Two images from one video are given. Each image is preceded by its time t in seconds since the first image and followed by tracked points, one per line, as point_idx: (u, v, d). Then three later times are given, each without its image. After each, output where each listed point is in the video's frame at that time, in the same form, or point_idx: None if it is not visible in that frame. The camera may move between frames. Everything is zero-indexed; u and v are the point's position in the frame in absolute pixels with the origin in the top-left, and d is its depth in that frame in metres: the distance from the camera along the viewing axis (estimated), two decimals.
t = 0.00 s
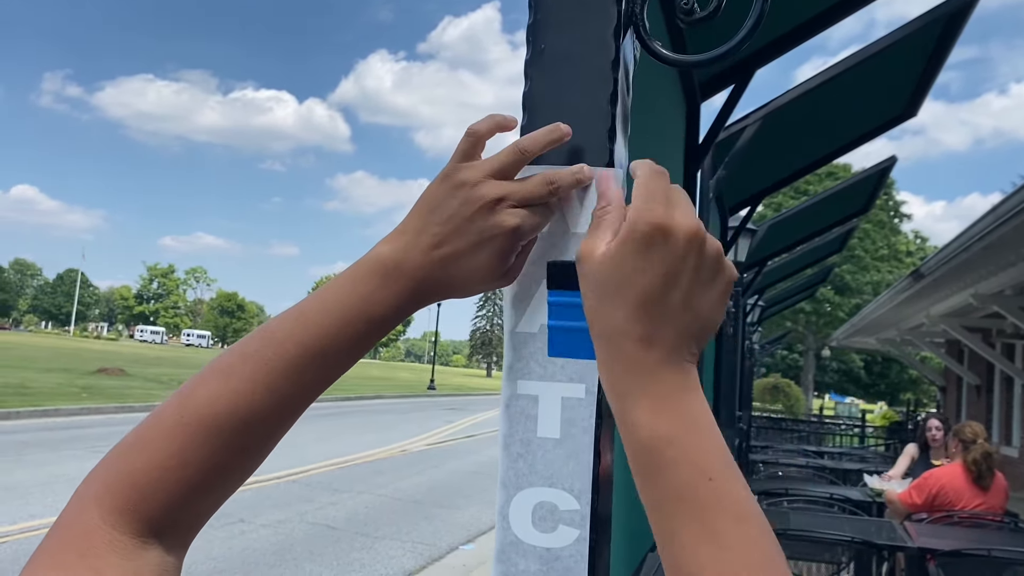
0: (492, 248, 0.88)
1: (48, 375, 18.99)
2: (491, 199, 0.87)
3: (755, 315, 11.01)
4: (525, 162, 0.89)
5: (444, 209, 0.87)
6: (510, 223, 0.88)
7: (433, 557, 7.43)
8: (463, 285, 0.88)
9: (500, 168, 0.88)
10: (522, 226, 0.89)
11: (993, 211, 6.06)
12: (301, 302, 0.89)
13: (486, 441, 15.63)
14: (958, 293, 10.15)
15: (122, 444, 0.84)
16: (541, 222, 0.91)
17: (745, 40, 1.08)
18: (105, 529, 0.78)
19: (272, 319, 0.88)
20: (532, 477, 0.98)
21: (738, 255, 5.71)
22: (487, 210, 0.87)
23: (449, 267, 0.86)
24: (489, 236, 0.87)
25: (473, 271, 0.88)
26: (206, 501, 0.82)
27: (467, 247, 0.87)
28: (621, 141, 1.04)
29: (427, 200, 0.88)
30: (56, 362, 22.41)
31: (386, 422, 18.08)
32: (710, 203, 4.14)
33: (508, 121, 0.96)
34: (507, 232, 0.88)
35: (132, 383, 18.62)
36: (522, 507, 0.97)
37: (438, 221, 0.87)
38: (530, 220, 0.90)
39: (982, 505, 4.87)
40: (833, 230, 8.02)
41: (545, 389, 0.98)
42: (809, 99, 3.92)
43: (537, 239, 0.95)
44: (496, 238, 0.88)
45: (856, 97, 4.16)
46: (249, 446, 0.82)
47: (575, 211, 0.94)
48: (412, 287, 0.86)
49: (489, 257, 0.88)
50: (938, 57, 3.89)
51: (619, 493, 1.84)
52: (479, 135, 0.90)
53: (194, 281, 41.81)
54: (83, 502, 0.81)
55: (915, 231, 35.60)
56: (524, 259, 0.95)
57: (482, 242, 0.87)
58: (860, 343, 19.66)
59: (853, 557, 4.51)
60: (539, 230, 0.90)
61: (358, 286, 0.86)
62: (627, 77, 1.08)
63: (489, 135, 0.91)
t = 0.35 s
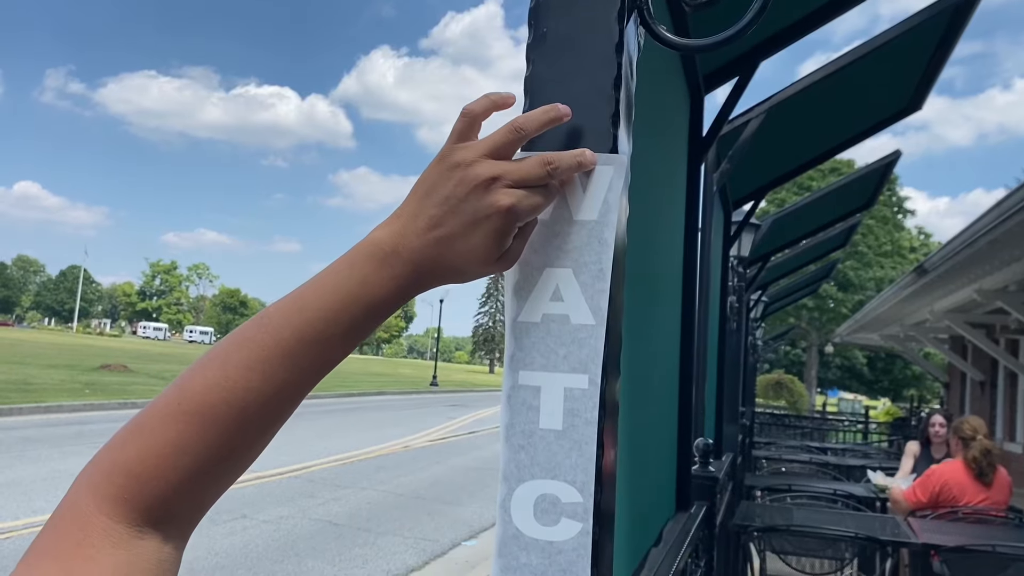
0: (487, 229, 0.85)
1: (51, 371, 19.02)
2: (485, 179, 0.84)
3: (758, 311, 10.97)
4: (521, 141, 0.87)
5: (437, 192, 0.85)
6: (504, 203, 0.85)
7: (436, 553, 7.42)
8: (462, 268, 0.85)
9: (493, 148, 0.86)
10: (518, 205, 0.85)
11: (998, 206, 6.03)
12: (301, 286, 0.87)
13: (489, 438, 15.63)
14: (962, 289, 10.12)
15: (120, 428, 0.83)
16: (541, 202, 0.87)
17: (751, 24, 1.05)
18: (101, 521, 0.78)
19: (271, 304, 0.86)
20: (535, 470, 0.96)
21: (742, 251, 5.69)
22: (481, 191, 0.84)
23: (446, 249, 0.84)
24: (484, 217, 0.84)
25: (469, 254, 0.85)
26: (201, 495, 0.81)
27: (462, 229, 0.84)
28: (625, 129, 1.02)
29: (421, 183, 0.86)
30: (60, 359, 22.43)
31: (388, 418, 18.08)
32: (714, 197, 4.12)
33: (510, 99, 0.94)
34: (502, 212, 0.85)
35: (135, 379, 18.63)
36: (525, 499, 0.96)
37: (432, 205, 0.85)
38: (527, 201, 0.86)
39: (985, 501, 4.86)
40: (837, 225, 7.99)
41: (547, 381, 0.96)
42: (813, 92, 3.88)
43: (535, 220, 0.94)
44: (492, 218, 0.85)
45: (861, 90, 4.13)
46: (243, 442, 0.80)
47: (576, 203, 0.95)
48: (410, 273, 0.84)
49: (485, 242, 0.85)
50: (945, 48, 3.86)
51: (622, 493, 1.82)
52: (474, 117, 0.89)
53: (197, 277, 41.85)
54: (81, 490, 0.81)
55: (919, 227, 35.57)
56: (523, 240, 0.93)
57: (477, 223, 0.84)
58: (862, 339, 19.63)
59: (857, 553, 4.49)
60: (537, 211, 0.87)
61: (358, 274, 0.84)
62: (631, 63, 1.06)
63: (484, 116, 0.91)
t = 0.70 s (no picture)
0: (466, 191, 0.84)
1: (51, 368, 19.01)
2: (465, 138, 0.83)
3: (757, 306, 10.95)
4: (508, 107, 0.86)
5: (417, 151, 0.84)
6: (483, 163, 0.83)
7: (436, 548, 7.42)
8: (438, 231, 0.84)
9: (477, 112, 0.85)
10: (498, 167, 0.84)
11: (998, 200, 6.01)
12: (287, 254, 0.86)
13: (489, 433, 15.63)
14: (962, 284, 10.11)
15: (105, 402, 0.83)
16: (524, 171, 0.86)
17: (750, 7, 1.04)
18: (84, 494, 0.78)
19: (258, 271, 0.85)
20: (530, 459, 0.95)
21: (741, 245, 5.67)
22: (461, 150, 0.83)
23: (425, 210, 0.83)
24: (462, 177, 0.83)
25: (446, 215, 0.83)
26: (184, 469, 0.80)
27: (440, 189, 0.83)
28: (622, 115, 1.00)
29: (405, 142, 0.85)
30: (59, 355, 22.43)
31: (387, 414, 18.06)
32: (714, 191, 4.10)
33: (502, 70, 0.95)
34: (480, 172, 0.83)
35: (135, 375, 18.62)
36: (519, 490, 0.94)
37: (413, 164, 0.84)
38: (509, 166, 0.84)
39: (983, 495, 4.85)
40: (836, 220, 7.98)
41: (542, 369, 0.95)
42: (813, 85, 3.87)
43: (519, 189, 0.92)
44: (470, 179, 0.83)
45: (861, 83, 4.12)
46: (228, 414, 0.80)
47: (569, 187, 0.94)
48: (389, 235, 0.83)
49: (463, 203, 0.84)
50: (945, 40, 3.85)
51: (619, 487, 1.81)
52: (462, 82, 0.91)
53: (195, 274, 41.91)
54: (65, 465, 0.80)
55: (918, 222, 35.57)
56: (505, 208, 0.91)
57: (455, 182, 0.83)
58: (862, 335, 19.61)
59: (856, 547, 4.50)
60: (520, 178, 0.86)
61: (340, 237, 0.84)
62: (627, 50, 1.04)
63: (472, 82, 0.91)
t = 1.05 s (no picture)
0: (444, 163, 0.84)
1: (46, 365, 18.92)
2: (445, 111, 0.83)
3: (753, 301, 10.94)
4: (495, 86, 0.86)
5: (399, 124, 0.84)
6: (462, 138, 0.82)
7: (434, 543, 7.41)
8: (414, 201, 0.85)
9: (461, 89, 0.85)
10: (478, 142, 0.82)
11: (994, 194, 6.00)
12: (252, 228, 0.91)
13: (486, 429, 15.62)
14: (959, 279, 10.11)
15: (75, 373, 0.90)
16: (505, 152, 0.84)
17: None
18: (50, 470, 0.86)
19: (221, 248, 0.90)
20: (514, 453, 0.93)
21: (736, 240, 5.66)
22: (441, 124, 0.83)
23: (400, 181, 0.84)
24: (440, 150, 0.83)
25: (423, 187, 0.84)
26: (146, 445, 0.88)
27: (417, 161, 0.84)
28: (607, 107, 0.98)
29: (388, 115, 0.86)
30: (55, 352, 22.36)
31: (384, 410, 18.05)
32: (708, 185, 4.10)
33: (495, 51, 0.97)
34: (459, 146, 0.82)
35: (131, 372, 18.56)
36: (503, 482, 0.93)
37: (393, 136, 0.84)
38: (488, 145, 0.83)
39: (979, 489, 4.84)
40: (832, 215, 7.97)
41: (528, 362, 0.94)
42: (807, 78, 3.85)
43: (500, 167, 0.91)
44: (448, 153, 0.83)
45: (857, 75, 4.10)
46: (186, 395, 0.87)
47: (554, 175, 0.92)
48: (362, 206, 0.85)
49: (439, 169, 0.84)
50: (941, 32, 3.83)
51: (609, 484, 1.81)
52: (451, 58, 0.94)
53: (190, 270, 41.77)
54: (34, 440, 0.88)
55: (915, 218, 35.55)
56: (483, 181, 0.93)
57: (432, 154, 0.83)
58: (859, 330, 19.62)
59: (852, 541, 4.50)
60: (499, 158, 0.83)
61: (308, 207, 0.87)
62: (613, 40, 1.03)
63: (464, 60, 0.95)
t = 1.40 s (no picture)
0: (414, 150, 0.82)
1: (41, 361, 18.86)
2: (414, 97, 0.81)
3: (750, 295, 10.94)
4: (468, 74, 0.85)
5: (372, 113, 0.83)
6: (430, 123, 0.81)
7: (430, 539, 7.41)
8: (387, 191, 0.83)
9: (435, 76, 0.84)
10: (446, 128, 0.80)
11: (989, 189, 6.00)
12: (229, 219, 0.89)
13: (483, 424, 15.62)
14: (955, 274, 10.11)
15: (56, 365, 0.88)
16: (475, 139, 0.81)
17: None
18: (31, 462, 0.85)
19: (199, 239, 0.89)
20: (491, 451, 0.92)
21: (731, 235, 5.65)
22: (410, 110, 0.81)
23: (372, 169, 0.82)
24: (408, 136, 0.81)
25: (394, 176, 0.82)
26: (126, 439, 0.87)
27: (387, 148, 0.82)
28: (588, 98, 0.97)
29: (365, 105, 0.85)
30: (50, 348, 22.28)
31: (381, 406, 18.05)
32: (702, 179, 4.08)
33: (477, 45, 0.96)
34: (426, 132, 0.81)
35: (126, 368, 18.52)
36: (480, 481, 0.92)
37: (366, 124, 0.83)
38: (458, 130, 0.81)
39: (974, 484, 4.87)
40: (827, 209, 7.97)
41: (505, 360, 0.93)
42: (802, 72, 3.83)
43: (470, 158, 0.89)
44: (416, 139, 0.81)
45: (852, 70, 4.09)
46: (166, 387, 0.85)
47: (532, 169, 0.90)
48: (336, 196, 0.84)
49: (411, 151, 0.82)
50: (935, 26, 3.82)
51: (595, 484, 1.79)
52: (429, 50, 0.93)
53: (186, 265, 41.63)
54: (14, 435, 0.87)
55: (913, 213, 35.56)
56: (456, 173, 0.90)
57: (401, 141, 0.81)
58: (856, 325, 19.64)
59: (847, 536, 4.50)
60: (470, 145, 0.81)
61: (283, 199, 0.86)
62: (593, 32, 1.02)
63: (442, 53, 0.93)
